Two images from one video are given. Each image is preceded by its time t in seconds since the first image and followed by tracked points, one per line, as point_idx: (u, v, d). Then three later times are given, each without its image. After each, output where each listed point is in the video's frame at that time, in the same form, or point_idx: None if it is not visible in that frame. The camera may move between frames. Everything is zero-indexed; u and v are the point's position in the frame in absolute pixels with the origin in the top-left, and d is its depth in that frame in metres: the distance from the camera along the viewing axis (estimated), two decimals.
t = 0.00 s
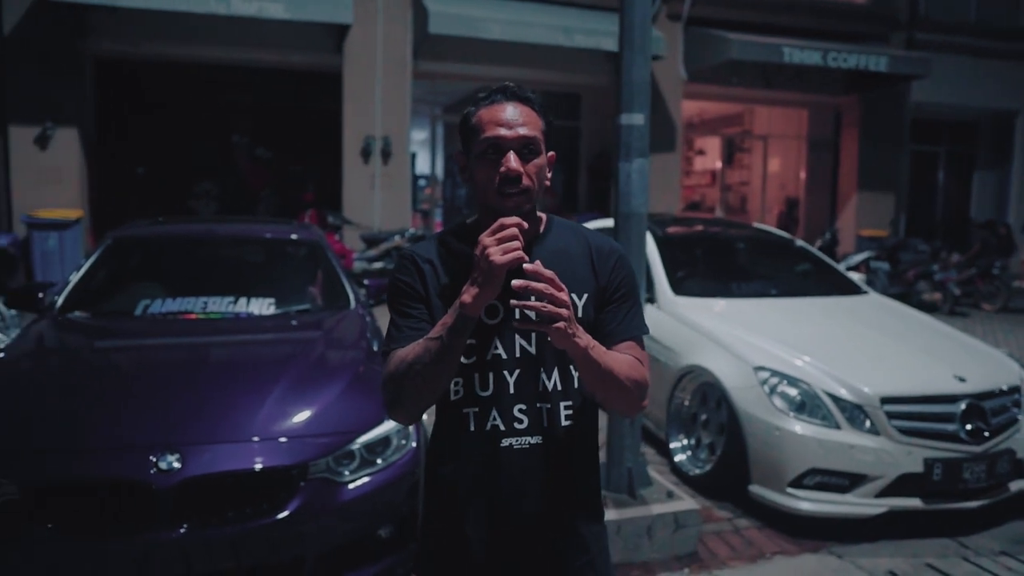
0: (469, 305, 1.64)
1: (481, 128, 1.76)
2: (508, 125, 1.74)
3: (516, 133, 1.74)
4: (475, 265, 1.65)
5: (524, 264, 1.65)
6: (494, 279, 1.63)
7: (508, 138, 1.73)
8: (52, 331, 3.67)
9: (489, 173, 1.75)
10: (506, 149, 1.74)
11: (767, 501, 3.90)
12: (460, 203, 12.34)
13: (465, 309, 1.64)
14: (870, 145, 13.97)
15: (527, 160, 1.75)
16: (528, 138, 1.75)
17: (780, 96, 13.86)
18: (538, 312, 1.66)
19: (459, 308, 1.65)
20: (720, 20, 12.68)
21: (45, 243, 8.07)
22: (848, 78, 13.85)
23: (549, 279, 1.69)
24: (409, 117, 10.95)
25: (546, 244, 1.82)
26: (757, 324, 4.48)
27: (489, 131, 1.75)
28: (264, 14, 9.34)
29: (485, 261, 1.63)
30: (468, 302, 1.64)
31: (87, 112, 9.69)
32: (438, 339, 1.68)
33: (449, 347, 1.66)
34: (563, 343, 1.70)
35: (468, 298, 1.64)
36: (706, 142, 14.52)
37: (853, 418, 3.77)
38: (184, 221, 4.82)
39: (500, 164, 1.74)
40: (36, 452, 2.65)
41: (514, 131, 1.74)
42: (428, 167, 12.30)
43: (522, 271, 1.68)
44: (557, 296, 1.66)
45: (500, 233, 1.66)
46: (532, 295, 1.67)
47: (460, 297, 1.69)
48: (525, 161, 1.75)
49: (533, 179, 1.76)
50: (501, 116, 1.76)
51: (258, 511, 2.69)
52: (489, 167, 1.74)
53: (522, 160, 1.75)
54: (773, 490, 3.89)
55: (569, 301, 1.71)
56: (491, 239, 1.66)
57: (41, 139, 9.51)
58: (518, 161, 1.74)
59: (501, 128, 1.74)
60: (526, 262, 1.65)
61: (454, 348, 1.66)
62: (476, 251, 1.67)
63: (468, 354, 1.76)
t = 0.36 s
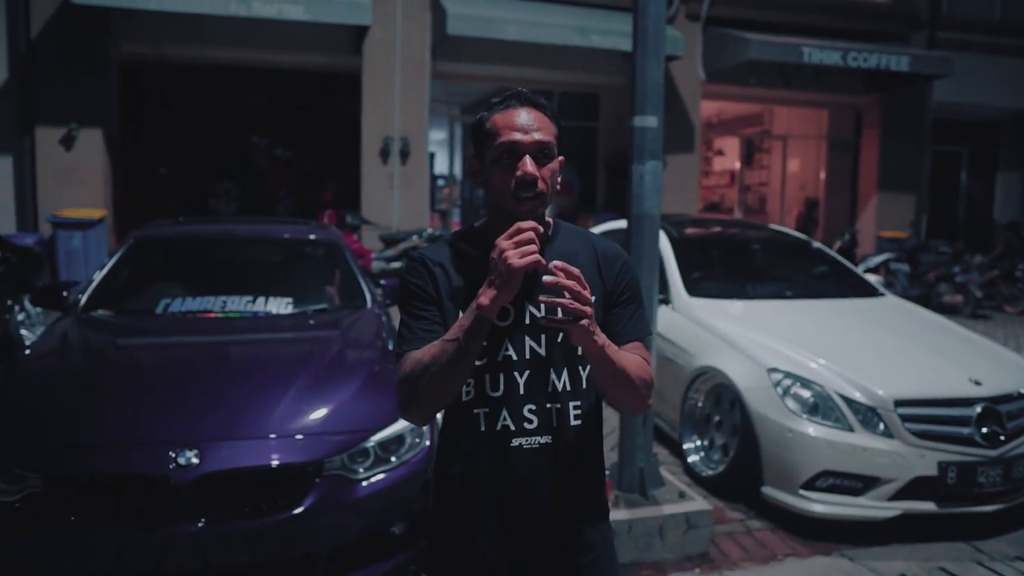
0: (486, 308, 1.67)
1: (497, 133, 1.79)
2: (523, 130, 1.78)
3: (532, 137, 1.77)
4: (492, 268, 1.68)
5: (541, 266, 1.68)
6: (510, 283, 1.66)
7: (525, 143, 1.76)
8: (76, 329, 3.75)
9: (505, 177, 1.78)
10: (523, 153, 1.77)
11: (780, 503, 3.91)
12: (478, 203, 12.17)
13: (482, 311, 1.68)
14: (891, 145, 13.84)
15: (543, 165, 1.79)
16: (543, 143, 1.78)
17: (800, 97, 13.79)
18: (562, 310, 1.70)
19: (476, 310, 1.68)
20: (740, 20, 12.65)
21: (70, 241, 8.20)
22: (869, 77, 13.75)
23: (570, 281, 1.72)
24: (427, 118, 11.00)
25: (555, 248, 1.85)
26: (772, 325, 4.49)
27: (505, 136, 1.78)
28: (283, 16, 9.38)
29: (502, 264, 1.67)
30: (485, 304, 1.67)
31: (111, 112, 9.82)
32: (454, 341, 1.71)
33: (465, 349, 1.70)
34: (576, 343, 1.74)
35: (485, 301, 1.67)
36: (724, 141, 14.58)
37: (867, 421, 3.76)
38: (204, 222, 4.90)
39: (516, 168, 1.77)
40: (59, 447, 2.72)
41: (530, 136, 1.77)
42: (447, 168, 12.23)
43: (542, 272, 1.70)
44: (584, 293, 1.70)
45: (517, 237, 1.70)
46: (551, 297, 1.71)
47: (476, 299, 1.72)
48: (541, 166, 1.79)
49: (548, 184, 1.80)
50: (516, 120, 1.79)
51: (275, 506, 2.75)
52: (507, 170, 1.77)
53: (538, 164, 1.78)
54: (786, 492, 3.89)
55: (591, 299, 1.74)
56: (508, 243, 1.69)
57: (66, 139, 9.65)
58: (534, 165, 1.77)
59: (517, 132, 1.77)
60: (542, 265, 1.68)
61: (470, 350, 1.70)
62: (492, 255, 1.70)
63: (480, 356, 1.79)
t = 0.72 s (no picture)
0: (498, 308, 1.71)
1: (515, 137, 1.82)
2: (539, 135, 1.81)
3: (549, 142, 1.81)
4: (505, 268, 1.72)
5: (552, 267, 1.72)
6: (521, 284, 1.70)
7: (543, 147, 1.80)
8: (98, 327, 3.83)
9: (523, 180, 1.81)
10: (541, 157, 1.80)
11: (792, 504, 3.92)
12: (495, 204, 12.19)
13: (494, 311, 1.71)
14: (911, 145, 13.72)
15: (559, 170, 1.82)
16: (559, 148, 1.82)
17: (819, 96, 13.71)
18: (572, 306, 1.72)
19: (489, 310, 1.72)
20: (758, 21, 12.62)
21: (93, 241, 8.32)
22: (889, 77, 13.63)
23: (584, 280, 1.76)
24: (445, 119, 11.06)
25: (562, 250, 1.89)
26: (786, 327, 4.49)
27: (522, 140, 1.81)
28: (302, 18, 9.46)
29: (514, 265, 1.70)
30: (497, 304, 1.71)
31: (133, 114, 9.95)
32: (466, 341, 1.75)
33: (477, 349, 1.74)
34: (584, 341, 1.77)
35: (497, 301, 1.71)
36: (743, 141, 14.36)
37: (880, 424, 3.77)
38: (223, 222, 4.97)
39: (534, 171, 1.80)
40: (81, 443, 2.78)
41: (547, 141, 1.81)
42: (464, 167, 12.51)
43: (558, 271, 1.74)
44: (596, 291, 1.73)
45: (530, 239, 1.73)
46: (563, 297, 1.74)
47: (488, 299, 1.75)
48: (557, 170, 1.83)
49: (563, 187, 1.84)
50: (533, 124, 1.83)
51: (290, 502, 2.80)
52: (525, 174, 1.80)
53: (555, 169, 1.82)
54: (797, 494, 3.90)
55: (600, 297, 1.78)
56: (521, 245, 1.72)
57: (89, 140, 9.79)
58: (552, 168, 1.81)
59: (533, 137, 1.81)
60: (553, 266, 1.72)
61: (481, 350, 1.74)
62: (505, 257, 1.73)
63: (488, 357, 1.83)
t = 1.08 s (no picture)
0: (500, 307, 1.74)
1: (519, 138, 1.86)
2: (544, 136, 1.84)
3: (550, 143, 1.83)
4: (507, 268, 1.75)
5: (554, 267, 1.75)
6: (523, 283, 1.73)
7: (544, 148, 1.83)
8: (118, 324, 3.90)
9: (523, 180, 1.84)
10: (541, 158, 1.83)
11: (803, 505, 3.92)
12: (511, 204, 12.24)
13: (497, 309, 1.74)
14: (931, 145, 13.60)
15: (560, 171, 1.85)
16: (561, 149, 1.84)
17: (838, 96, 13.62)
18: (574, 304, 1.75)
19: (491, 308, 1.75)
20: (776, 19, 12.55)
21: (114, 239, 8.44)
22: (909, 77, 13.51)
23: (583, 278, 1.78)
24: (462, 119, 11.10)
25: (567, 250, 1.92)
26: (800, 328, 4.49)
27: (526, 140, 1.85)
28: (321, 19, 9.52)
29: (515, 264, 1.73)
30: (499, 304, 1.74)
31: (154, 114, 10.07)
32: (469, 338, 1.78)
33: (479, 347, 1.77)
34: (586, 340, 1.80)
35: (499, 300, 1.74)
36: (761, 141, 14.28)
37: (893, 425, 3.76)
38: (241, 221, 5.03)
39: (535, 171, 1.83)
40: (101, 438, 2.84)
41: (549, 141, 1.84)
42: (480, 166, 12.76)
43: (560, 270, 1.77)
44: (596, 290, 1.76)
45: (532, 240, 1.76)
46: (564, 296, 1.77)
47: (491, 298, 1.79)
48: (559, 171, 1.85)
49: (561, 190, 1.85)
50: (538, 126, 1.86)
51: (303, 497, 2.85)
52: (522, 172, 1.83)
53: (556, 170, 1.84)
54: (809, 494, 3.90)
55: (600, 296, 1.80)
56: (523, 245, 1.75)
57: (111, 140, 9.91)
58: (551, 170, 1.83)
59: (537, 137, 1.84)
60: (555, 266, 1.75)
61: (484, 348, 1.77)
62: (508, 256, 1.76)
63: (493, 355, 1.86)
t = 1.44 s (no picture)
0: (495, 309, 1.76)
1: (522, 138, 1.88)
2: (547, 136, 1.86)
3: (551, 144, 1.85)
4: (503, 270, 1.77)
5: (549, 269, 1.77)
6: (516, 287, 1.75)
7: (544, 147, 1.85)
8: (135, 322, 3.96)
9: (524, 178, 1.86)
10: (542, 158, 1.85)
11: (815, 505, 3.92)
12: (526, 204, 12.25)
13: (492, 312, 1.77)
14: (950, 144, 13.47)
15: (561, 172, 1.86)
16: (563, 150, 1.86)
17: (856, 95, 13.52)
18: (571, 302, 1.78)
19: (486, 311, 1.77)
20: (793, 18, 12.49)
21: (133, 238, 8.55)
22: (928, 76, 13.40)
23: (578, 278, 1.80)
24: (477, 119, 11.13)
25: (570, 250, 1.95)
26: (814, 328, 4.48)
27: (529, 138, 1.87)
28: (337, 20, 9.56)
29: (509, 267, 1.76)
30: (494, 306, 1.76)
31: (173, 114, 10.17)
32: (468, 339, 1.81)
33: (478, 347, 1.79)
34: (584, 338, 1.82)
35: (494, 302, 1.76)
36: (778, 141, 14.26)
37: (906, 426, 3.75)
38: (258, 220, 5.08)
39: (535, 172, 1.85)
40: (118, 434, 2.90)
41: (551, 142, 1.85)
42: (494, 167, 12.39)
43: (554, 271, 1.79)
44: (586, 291, 1.78)
45: (526, 243, 1.78)
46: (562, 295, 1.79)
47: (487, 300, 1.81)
48: (560, 172, 1.87)
49: (563, 190, 1.87)
50: (541, 126, 1.88)
51: (315, 493, 2.88)
52: (524, 172, 1.86)
53: (557, 170, 1.86)
54: (822, 495, 3.89)
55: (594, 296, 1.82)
56: (517, 249, 1.78)
57: (131, 141, 10.02)
58: (553, 170, 1.85)
59: (540, 137, 1.86)
60: (551, 268, 1.77)
61: (483, 348, 1.79)
62: (503, 259, 1.79)
63: (496, 354, 1.89)
